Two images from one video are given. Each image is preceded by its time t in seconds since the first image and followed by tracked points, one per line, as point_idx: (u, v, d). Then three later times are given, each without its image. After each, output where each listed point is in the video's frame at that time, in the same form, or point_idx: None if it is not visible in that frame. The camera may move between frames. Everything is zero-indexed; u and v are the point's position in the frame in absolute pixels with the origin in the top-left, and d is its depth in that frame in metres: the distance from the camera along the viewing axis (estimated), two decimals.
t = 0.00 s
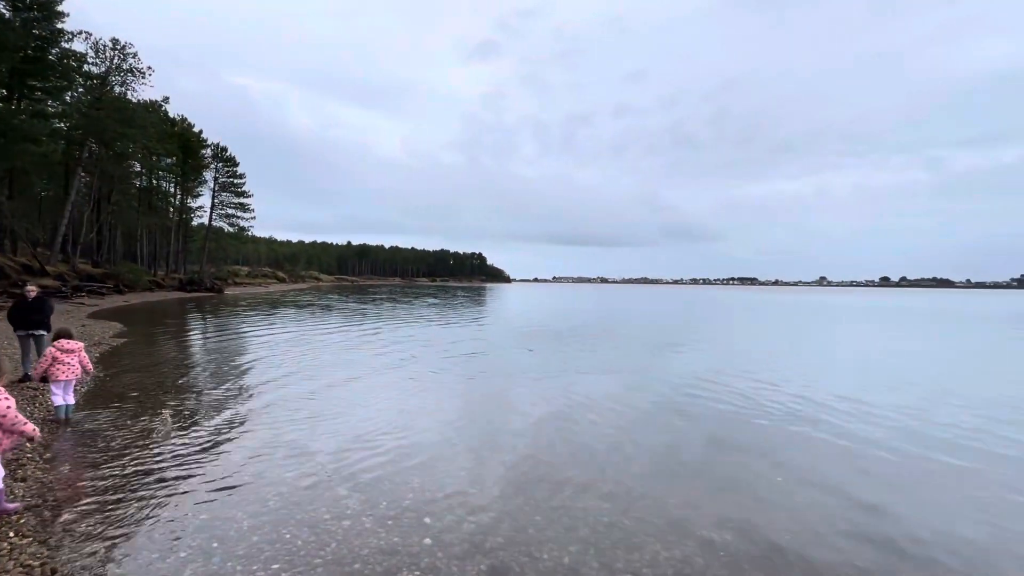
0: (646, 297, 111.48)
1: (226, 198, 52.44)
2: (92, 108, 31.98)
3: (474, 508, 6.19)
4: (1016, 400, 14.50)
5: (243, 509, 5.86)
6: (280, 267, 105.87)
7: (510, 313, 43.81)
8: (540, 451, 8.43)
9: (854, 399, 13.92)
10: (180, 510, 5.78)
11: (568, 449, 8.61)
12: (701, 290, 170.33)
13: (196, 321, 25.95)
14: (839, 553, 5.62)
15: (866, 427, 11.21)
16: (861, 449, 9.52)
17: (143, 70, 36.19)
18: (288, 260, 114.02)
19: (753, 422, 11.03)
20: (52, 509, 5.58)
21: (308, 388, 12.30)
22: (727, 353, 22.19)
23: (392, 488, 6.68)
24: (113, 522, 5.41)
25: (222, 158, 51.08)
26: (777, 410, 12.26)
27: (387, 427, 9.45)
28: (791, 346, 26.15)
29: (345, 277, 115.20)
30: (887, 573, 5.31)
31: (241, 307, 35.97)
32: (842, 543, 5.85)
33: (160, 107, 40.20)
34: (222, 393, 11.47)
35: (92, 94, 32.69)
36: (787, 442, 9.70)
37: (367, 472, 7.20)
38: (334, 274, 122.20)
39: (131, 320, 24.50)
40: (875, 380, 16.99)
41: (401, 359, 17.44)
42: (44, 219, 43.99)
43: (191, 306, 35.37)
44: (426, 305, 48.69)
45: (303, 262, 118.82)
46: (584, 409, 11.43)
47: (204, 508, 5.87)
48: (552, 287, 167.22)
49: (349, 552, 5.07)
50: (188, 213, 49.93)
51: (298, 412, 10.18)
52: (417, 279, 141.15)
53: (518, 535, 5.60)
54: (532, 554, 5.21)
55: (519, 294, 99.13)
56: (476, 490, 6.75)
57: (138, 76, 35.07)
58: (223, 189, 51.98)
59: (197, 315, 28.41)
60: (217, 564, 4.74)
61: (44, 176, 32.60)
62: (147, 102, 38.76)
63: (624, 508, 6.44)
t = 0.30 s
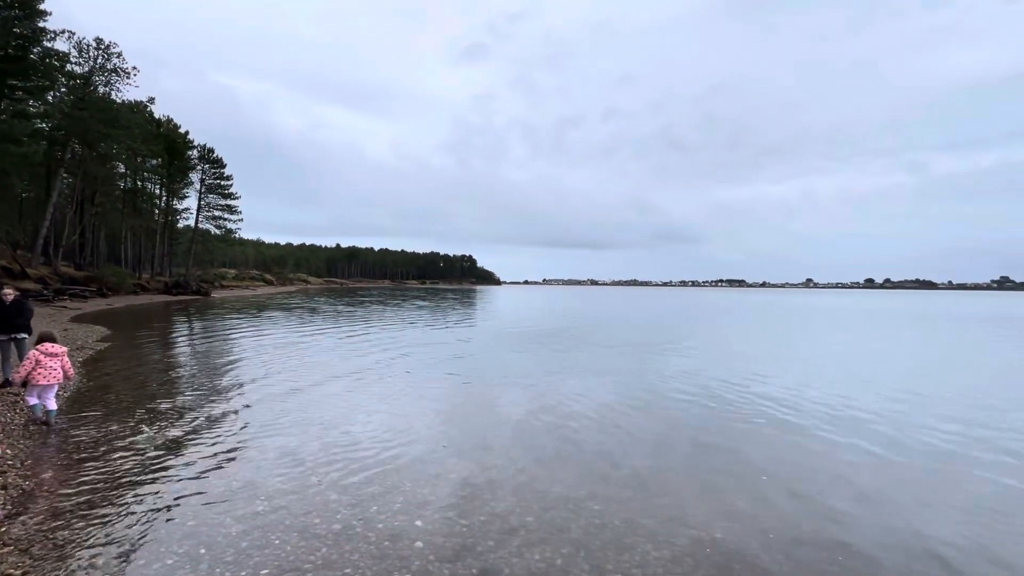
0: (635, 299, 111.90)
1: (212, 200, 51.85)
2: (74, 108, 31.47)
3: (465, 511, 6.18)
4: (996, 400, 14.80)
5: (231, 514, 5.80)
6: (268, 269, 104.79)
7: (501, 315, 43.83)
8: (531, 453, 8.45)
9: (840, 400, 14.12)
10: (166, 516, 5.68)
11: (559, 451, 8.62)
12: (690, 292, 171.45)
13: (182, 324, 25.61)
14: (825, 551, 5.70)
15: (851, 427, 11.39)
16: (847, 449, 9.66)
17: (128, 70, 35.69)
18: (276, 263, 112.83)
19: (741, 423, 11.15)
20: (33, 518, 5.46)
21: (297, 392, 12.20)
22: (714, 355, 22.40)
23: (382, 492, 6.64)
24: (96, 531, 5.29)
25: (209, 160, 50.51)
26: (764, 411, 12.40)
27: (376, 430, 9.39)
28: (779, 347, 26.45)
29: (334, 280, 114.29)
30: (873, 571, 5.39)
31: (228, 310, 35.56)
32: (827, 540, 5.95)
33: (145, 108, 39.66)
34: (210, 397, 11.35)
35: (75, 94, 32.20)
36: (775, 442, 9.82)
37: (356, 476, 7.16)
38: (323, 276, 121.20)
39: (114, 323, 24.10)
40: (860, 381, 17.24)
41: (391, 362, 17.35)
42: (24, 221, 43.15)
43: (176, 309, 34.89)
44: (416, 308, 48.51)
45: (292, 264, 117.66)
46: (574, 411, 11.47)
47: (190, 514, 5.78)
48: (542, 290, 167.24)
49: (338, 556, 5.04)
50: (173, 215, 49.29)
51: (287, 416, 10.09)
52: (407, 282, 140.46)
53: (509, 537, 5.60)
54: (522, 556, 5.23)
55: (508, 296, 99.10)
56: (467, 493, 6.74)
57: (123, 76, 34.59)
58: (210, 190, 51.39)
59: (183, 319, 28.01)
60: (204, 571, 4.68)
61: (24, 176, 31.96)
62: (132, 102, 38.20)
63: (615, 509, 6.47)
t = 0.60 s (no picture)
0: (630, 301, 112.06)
1: (205, 202, 51.53)
2: (65, 109, 31.21)
3: (462, 514, 6.17)
4: (988, 401, 14.89)
5: (225, 519, 5.76)
6: (261, 272, 104.18)
7: (495, 317, 43.80)
8: (527, 456, 8.44)
9: (832, 400, 14.22)
10: (161, 520, 5.66)
11: (555, 453, 8.63)
12: (684, 294, 172.03)
13: (174, 327, 25.42)
14: (819, 551, 5.72)
15: (844, 427, 11.47)
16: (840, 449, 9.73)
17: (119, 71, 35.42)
18: (269, 265, 112.19)
19: (736, 424, 11.20)
20: (25, 523, 5.41)
21: (291, 395, 12.13)
22: (709, 356, 22.46)
23: (378, 495, 6.61)
24: (89, 536, 5.26)
25: (201, 162, 50.21)
26: (759, 412, 12.46)
27: (372, 434, 9.35)
28: (772, 348, 26.61)
29: (328, 282, 113.80)
30: (866, 570, 5.43)
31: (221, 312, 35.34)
32: (821, 541, 5.98)
33: (136, 109, 39.39)
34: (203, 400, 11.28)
35: (65, 95, 31.94)
36: (769, 443, 9.87)
37: (352, 479, 7.13)
38: (317, 278, 120.64)
39: (105, 327, 23.88)
40: (852, 381, 17.38)
41: (385, 365, 17.30)
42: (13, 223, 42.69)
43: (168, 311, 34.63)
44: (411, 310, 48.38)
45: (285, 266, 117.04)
46: (570, 413, 11.48)
47: (185, 519, 5.75)
48: (537, 292, 167.43)
49: (333, 560, 5.02)
50: (165, 217, 48.97)
51: (281, 419, 10.03)
52: (401, 284, 140.13)
53: (505, 539, 5.60)
54: (519, 558, 5.23)
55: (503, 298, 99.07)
56: (464, 496, 6.73)
57: (114, 77, 34.33)
58: (202, 192, 51.08)
59: (175, 322, 27.78)
60: None
61: (13, 178, 31.63)
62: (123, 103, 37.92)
63: (611, 511, 6.48)
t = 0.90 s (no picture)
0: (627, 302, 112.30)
1: (201, 204, 51.36)
2: (60, 111, 31.10)
3: (458, 515, 6.16)
4: (983, 402, 14.95)
5: (220, 522, 5.73)
6: (257, 274, 103.85)
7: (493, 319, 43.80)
8: (524, 458, 8.42)
9: (828, 402, 14.26)
10: (158, 524, 5.62)
11: (553, 454, 8.62)
12: (680, 296, 172.43)
13: (170, 329, 25.32)
14: (816, 553, 5.74)
15: (840, 428, 11.51)
16: (838, 450, 9.76)
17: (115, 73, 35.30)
18: (266, 268, 111.77)
19: (734, 425, 11.20)
20: (20, 527, 5.37)
21: (288, 398, 12.08)
22: (705, 358, 22.51)
23: (375, 498, 6.59)
24: (85, 540, 5.21)
25: (197, 163, 50.04)
26: (756, 413, 12.50)
27: (369, 436, 9.33)
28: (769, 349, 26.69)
29: (324, 284, 113.58)
30: (863, 570, 5.44)
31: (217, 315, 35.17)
32: (818, 541, 6.00)
33: (132, 111, 39.26)
34: (200, 402, 11.26)
35: (60, 96, 31.76)
36: (766, 444, 9.91)
37: (350, 482, 7.11)
38: (313, 280, 120.40)
39: (100, 329, 23.74)
40: (851, 383, 17.40)
41: (381, 367, 17.25)
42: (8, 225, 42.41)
43: (164, 314, 34.44)
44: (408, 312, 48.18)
45: (282, 268, 116.57)
46: (568, 415, 11.48)
47: (182, 522, 5.71)
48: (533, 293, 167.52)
49: (330, 562, 4.99)
50: (161, 219, 48.84)
51: (277, 421, 10.00)
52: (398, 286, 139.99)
53: (503, 541, 5.59)
54: (517, 560, 5.22)
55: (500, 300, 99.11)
56: (461, 498, 6.69)
57: (109, 79, 34.24)
58: (198, 194, 50.90)
59: (170, 324, 27.70)
60: None
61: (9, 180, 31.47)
62: (119, 105, 37.79)
63: (609, 512, 6.47)
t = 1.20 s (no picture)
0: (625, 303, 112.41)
1: (199, 205, 51.24)
2: (56, 112, 30.98)
3: (456, 519, 6.14)
4: (981, 403, 14.97)
5: (217, 526, 5.69)
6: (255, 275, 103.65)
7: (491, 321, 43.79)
8: (522, 461, 8.39)
9: (826, 403, 14.28)
10: (155, 529, 5.57)
11: (551, 457, 8.59)
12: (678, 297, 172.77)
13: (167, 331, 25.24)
14: (814, 555, 5.73)
15: (838, 429, 11.53)
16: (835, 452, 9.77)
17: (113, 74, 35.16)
18: (264, 269, 111.50)
19: (732, 427, 11.20)
20: (16, 533, 5.30)
21: (285, 400, 12.04)
22: (703, 359, 22.53)
23: (372, 501, 6.55)
24: (83, 545, 5.17)
25: (195, 165, 49.90)
26: (754, 415, 12.50)
27: (366, 438, 9.30)
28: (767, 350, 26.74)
29: (322, 286, 113.41)
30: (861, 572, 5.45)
31: (214, 316, 35.10)
32: (817, 543, 5.99)
33: (129, 112, 39.14)
34: (199, 405, 11.24)
35: (56, 97, 31.50)
36: (764, 445, 9.91)
37: (348, 485, 7.07)
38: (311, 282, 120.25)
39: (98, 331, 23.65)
40: (849, 384, 17.42)
41: (379, 369, 17.21)
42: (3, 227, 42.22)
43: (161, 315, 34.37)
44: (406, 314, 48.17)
45: (280, 270, 116.38)
46: (566, 417, 11.46)
47: (180, 526, 5.66)
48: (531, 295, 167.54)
49: (327, 567, 4.94)
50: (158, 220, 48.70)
51: (275, 424, 9.96)
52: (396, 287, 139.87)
53: (501, 545, 5.56)
54: (515, 563, 5.19)
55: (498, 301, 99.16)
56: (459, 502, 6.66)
57: (107, 80, 34.15)
58: (196, 196, 50.77)
59: (167, 326, 27.62)
60: None
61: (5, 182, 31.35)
62: (117, 106, 37.66)
63: (608, 515, 6.46)
